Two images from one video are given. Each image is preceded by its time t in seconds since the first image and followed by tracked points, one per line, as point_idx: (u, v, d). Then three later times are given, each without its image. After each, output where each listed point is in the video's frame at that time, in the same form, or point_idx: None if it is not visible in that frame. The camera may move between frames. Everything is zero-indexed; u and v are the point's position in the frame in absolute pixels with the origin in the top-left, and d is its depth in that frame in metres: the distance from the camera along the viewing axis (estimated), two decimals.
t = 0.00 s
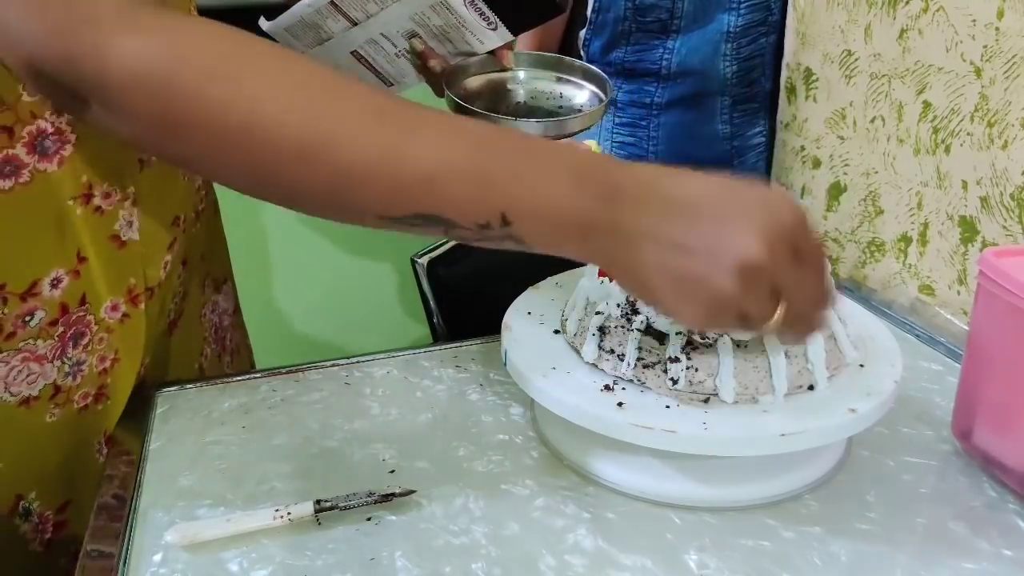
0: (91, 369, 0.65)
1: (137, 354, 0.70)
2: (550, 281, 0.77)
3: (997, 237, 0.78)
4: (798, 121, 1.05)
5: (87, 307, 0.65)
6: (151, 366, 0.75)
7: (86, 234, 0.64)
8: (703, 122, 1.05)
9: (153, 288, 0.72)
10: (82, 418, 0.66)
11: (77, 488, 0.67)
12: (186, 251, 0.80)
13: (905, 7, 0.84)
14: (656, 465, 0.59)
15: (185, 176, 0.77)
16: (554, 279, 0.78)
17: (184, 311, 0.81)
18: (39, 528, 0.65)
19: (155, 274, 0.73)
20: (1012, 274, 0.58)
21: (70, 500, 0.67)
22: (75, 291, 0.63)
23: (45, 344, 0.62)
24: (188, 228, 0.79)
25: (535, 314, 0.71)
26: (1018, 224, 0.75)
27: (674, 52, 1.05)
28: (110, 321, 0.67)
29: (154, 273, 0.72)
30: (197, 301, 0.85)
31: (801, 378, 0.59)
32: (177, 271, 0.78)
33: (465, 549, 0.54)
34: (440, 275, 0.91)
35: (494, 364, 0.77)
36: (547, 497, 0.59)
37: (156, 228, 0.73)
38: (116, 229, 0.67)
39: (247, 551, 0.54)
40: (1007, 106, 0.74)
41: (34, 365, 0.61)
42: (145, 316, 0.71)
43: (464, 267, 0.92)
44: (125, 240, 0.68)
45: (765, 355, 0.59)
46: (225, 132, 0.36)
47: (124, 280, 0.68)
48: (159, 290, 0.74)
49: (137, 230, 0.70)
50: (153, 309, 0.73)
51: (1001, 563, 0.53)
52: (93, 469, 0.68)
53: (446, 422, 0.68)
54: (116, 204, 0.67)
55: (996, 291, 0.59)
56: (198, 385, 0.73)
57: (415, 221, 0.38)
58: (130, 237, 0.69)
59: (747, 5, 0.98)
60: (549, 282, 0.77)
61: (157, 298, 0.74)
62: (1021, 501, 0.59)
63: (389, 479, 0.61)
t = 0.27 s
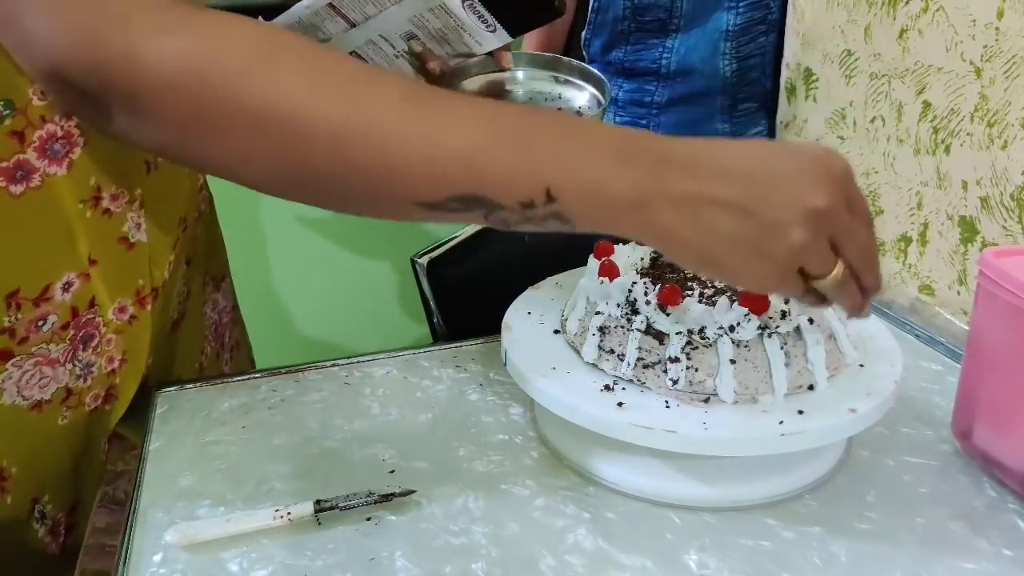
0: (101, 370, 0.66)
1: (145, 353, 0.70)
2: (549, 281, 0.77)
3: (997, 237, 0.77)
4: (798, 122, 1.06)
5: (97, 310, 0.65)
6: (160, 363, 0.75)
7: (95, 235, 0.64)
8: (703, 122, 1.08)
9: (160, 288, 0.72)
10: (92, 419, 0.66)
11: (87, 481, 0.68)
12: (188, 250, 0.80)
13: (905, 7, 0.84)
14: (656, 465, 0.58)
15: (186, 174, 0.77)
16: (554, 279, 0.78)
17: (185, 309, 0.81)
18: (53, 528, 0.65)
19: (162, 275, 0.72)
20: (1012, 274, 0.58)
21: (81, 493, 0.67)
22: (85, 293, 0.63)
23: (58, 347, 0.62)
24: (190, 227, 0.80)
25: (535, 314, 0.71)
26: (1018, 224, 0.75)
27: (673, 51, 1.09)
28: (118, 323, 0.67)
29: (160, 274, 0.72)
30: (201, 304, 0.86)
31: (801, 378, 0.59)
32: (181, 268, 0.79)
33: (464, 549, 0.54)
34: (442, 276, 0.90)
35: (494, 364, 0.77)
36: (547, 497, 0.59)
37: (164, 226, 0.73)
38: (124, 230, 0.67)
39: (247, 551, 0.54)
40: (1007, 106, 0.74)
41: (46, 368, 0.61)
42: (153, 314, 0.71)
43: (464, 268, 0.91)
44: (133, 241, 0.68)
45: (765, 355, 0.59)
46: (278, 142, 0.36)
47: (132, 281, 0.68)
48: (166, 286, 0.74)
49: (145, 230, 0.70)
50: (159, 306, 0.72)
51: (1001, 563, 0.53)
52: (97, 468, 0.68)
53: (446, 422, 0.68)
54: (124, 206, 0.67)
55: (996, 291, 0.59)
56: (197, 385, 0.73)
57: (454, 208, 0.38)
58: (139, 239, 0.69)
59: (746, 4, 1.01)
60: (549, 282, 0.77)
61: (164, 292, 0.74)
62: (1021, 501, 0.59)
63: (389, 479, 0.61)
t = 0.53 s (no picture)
0: (78, 378, 0.65)
1: (129, 358, 0.71)
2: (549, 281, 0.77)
3: (997, 237, 0.77)
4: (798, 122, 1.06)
5: (74, 316, 0.64)
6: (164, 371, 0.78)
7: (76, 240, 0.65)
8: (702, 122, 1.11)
9: (145, 296, 0.73)
10: (70, 428, 0.66)
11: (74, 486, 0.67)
12: (187, 254, 0.81)
13: (905, 8, 0.84)
14: (656, 465, 0.58)
15: (180, 181, 0.78)
16: (553, 279, 0.78)
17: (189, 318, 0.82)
18: (34, 541, 0.64)
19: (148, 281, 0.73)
20: (1013, 274, 0.58)
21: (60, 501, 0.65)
22: (59, 299, 0.63)
23: (31, 354, 0.61)
24: (191, 234, 0.81)
25: (536, 314, 0.71)
26: (1018, 224, 0.75)
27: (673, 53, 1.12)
28: (97, 329, 0.67)
29: (145, 279, 0.73)
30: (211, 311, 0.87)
31: (801, 378, 0.59)
32: (183, 273, 0.80)
33: (464, 549, 0.54)
34: (441, 277, 0.90)
35: (494, 364, 0.77)
36: (548, 497, 0.59)
37: (151, 233, 0.73)
38: (102, 236, 0.67)
39: (247, 551, 0.54)
40: (1007, 106, 0.73)
41: (21, 377, 0.60)
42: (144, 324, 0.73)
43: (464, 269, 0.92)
44: (112, 248, 0.68)
45: (765, 354, 0.59)
46: (246, 79, 0.39)
47: (113, 286, 0.68)
48: (158, 293, 0.75)
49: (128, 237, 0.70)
50: (150, 313, 0.74)
51: (1001, 563, 0.53)
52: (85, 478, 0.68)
53: (446, 422, 0.68)
54: (104, 211, 0.67)
55: (996, 291, 0.59)
56: (197, 385, 0.73)
57: (361, 118, 0.42)
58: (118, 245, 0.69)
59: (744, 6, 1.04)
60: (548, 283, 0.77)
61: (156, 297, 0.75)
62: (1021, 501, 0.59)
63: (389, 479, 0.61)
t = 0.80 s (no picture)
0: None
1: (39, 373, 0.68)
2: (550, 281, 0.77)
3: (997, 237, 0.77)
4: (798, 122, 1.05)
5: None
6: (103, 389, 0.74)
7: None
8: (702, 123, 1.11)
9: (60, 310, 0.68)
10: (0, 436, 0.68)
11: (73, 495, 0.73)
12: (148, 271, 0.75)
13: (905, 7, 0.84)
14: (657, 468, 0.58)
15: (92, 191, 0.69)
16: (555, 279, 0.78)
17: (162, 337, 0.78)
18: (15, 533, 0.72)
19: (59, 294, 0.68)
20: (1013, 274, 0.58)
21: (64, 504, 0.73)
22: None
23: None
24: (118, 249, 0.72)
25: (536, 314, 0.71)
26: (1018, 224, 0.75)
27: (672, 49, 1.09)
28: None
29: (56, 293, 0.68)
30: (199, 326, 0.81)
31: (801, 378, 0.59)
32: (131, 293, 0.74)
33: (463, 549, 0.54)
34: (441, 276, 0.91)
35: (493, 364, 0.77)
36: (548, 497, 0.59)
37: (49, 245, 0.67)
38: None
39: (246, 552, 0.54)
40: (1007, 106, 0.74)
41: None
42: (41, 349, 0.68)
43: (463, 269, 0.92)
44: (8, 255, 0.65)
45: (765, 354, 0.59)
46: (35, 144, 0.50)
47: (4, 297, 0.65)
48: (67, 315, 0.69)
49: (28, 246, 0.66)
50: (51, 338, 0.68)
51: (1001, 562, 0.53)
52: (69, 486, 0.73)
53: (445, 422, 0.68)
54: None
55: (997, 291, 0.59)
56: (197, 386, 0.73)
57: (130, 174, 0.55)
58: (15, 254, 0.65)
59: (745, 4, 1.03)
60: (550, 283, 0.77)
61: (58, 321, 0.68)
62: (1022, 501, 0.59)
63: (389, 479, 0.61)
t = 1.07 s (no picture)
0: None
1: None
2: (560, 279, 0.77)
3: (998, 242, 0.77)
4: (803, 125, 1.05)
5: None
6: (48, 427, 0.66)
7: None
8: (709, 121, 1.09)
9: None
10: None
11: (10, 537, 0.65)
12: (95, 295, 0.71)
13: (908, 11, 0.84)
14: (633, 464, 0.59)
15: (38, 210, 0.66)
16: (563, 279, 0.78)
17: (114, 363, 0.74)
18: None
19: None
20: (1011, 279, 0.57)
21: None
22: None
23: None
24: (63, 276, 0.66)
25: (538, 310, 0.72)
26: (1019, 228, 0.74)
27: (678, 47, 1.07)
28: None
29: None
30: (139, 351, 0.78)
31: (784, 384, 0.59)
32: (81, 323, 0.69)
33: (457, 548, 0.54)
34: (443, 276, 0.90)
35: (494, 364, 0.78)
36: (543, 497, 0.60)
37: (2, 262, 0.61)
38: None
39: (243, 548, 0.54)
40: (1009, 111, 0.73)
41: None
42: None
43: (465, 270, 0.91)
44: None
45: (745, 358, 0.59)
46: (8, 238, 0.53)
47: None
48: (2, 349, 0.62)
49: None
50: None
51: (996, 567, 0.53)
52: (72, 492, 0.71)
53: (444, 422, 0.69)
54: None
55: (995, 296, 0.59)
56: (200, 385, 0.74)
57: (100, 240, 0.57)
58: None
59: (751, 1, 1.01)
60: (559, 280, 0.77)
61: (24, 344, 0.64)
62: (1018, 506, 0.58)
63: (387, 478, 0.62)
